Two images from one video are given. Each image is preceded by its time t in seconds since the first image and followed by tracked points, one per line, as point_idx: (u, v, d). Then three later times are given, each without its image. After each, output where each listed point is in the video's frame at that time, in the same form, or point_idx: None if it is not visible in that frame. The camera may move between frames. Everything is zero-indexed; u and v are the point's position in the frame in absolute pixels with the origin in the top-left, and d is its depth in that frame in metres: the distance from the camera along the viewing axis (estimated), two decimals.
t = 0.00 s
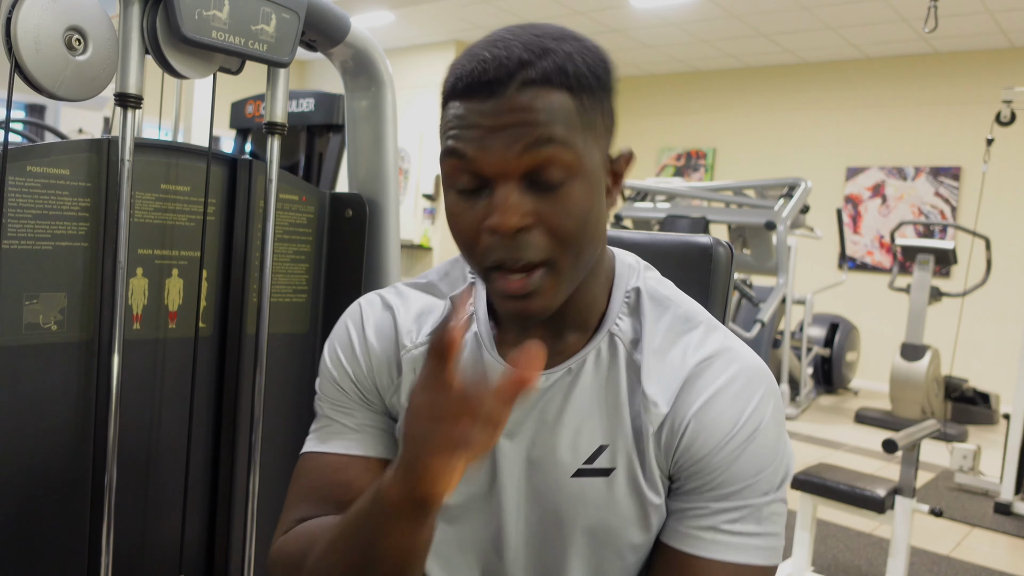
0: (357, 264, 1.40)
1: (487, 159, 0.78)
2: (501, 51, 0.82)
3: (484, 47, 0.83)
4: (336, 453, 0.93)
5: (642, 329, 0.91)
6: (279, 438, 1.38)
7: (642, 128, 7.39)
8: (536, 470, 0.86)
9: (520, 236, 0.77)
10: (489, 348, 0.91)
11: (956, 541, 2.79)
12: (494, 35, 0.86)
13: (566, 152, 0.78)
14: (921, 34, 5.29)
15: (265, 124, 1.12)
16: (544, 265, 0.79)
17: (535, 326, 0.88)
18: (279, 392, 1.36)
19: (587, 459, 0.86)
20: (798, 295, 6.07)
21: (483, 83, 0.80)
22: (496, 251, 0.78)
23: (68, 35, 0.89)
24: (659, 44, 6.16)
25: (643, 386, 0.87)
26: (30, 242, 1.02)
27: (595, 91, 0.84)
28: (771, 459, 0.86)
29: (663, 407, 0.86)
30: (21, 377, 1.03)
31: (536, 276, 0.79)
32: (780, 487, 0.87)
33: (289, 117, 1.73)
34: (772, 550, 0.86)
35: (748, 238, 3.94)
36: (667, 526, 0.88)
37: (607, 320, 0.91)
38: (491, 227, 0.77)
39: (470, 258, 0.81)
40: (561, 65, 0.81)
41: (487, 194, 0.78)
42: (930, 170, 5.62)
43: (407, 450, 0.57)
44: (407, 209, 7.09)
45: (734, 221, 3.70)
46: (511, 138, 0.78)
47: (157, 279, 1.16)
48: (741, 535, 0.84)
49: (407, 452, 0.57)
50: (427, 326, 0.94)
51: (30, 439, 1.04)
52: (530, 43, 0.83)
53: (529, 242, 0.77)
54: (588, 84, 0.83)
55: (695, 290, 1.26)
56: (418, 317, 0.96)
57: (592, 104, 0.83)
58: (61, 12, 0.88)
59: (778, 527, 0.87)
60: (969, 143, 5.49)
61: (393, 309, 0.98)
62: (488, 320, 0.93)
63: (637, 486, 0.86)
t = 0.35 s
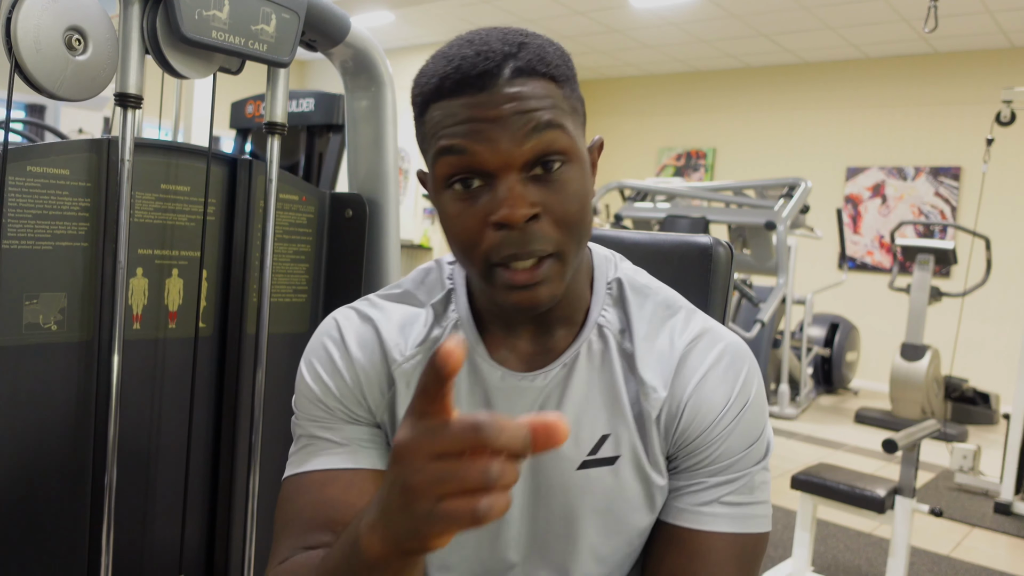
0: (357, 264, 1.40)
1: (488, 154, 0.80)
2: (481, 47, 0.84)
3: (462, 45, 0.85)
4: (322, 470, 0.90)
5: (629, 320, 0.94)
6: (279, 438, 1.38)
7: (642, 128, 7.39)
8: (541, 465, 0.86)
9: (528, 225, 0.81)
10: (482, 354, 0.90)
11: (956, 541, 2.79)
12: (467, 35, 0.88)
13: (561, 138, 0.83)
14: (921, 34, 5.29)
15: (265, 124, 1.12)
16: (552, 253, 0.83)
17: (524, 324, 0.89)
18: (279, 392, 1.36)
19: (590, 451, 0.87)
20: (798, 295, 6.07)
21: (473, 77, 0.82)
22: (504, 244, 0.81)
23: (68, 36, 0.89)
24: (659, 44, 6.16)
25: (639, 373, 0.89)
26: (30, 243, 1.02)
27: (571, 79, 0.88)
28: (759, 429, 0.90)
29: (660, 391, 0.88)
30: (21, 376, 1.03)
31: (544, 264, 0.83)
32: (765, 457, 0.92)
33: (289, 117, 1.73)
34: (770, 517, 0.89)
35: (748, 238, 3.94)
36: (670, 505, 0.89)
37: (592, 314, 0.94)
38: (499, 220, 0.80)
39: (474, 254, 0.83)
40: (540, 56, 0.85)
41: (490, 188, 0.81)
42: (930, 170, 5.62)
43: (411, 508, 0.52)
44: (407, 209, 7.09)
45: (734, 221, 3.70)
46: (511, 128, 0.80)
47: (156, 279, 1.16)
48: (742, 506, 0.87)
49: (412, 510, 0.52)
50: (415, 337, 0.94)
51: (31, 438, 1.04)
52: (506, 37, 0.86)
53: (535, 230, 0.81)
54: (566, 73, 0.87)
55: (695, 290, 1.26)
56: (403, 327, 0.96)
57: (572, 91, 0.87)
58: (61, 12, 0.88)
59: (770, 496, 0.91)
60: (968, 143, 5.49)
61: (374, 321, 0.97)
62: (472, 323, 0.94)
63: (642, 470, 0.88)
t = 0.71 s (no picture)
0: (357, 264, 1.40)
1: (461, 164, 0.80)
2: (457, 53, 0.82)
3: (440, 51, 0.84)
4: (314, 482, 0.93)
5: (622, 325, 0.93)
6: (279, 439, 1.38)
7: (642, 128, 7.39)
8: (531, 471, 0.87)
9: (505, 235, 0.80)
10: (472, 358, 0.92)
11: (956, 541, 2.79)
12: (447, 38, 0.87)
13: (538, 147, 0.81)
14: (921, 34, 5.29)
15: (265, 124, 1.12)
16: (533, 258, 0.83)
17: (515, 327, 0.91)
18: (279, 393, 1.37)
19: (580, 457, 0.87)
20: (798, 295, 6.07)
21: (447, 88, 0.80)
22: (481, 254, 0.81)
23: (68, 35, 0.89)
24: (659, 44, 6.16)
25: (629, 378, 0.88)
26: (30, 243, 1.02)
27: (553, 82, 0.86)
28: (756, 435, 0.88)
29: (651, 397, 0.87)
30: (21, 376, 1.03)
31: (524, 270, 0.83)
32: (766, 463, 0.89)
33: (289, 117, 1.73)
34: (767, 525, 0.87)
35: (748, 238, 3.94)
36: (662, 512, 0.89)
37: (586, 318, 0.94)
38: (474, 232, 0.81)
39: (453, 263, 0.84)
40: (519, 61, 0.83)
41: (467, 199, 0.82)
42: (930, 170, 5.62)
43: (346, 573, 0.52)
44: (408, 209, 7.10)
45: (734, 221, 3.70)
46: (485, 140, 0.80)
47: (157, 279, 1.16)
48: (734, 517, 0.85)
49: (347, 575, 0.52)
50: (403, 344, 0.95)
51: (30, 437, 1.04)
52: (485, 42, 0.84)
53: (512, 239, 0.81)
54: (547, 77, 0.85)
55: (694, 290, 1.26)
56: (393, 333, 0.97)
57: (553, 96, 0.85)
58: (61, 12, 0.88)
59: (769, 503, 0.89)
60: (968, 143, 5.50)
61: (363, 327, 0.98)
62: (463, 328, 0.95)
63: (631, 477, 0.87)
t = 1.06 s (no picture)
0: (358, 264, 1.40)
1: (489, 175, 0.73)
2: (545, 59, 0.75)
3: (532, 49, 0.77)
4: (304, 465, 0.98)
5: (641, 341, 0.87)
6: (279, 439, 1.38)
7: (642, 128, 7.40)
8: (533, 487, 0.83)
9: (500, 262, 0.73)
10: (482, 369, 0.88)
11: (956, 541, 2.79)
12: (550, 32, 0.79)
13: (568, 194, 0.72)
14: (921, 34, 5.29)
15: (266, 124, 1.12)
16: (517, 292, 0.75)
17: (528, 334, 0.87)
18: (279, 393, 1.37)
19: (583, 476, 0.82)
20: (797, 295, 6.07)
21: (518, 91, 0.73)
22: (474, 268, 0.75)
23: (68, 36, 0.90)
24: (659, 44, 6.16)
25: (642, 399, 0.82)
26: (30, 243, 1.02)
27: (631, 130, 0.77)
28: (778, 466, 0.81)
29: (663, 420, 0.81)
30: (21, 377, 1.03)
31: (504, 299, 0.75)
32: (787, 496, 0.82)
33: (289, 117, 1.73)
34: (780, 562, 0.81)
35: (748, 238, 3.95)
36: (669, 538, 0.84)
37: (604, 330, 0.88)
38: (473, 247, 0.74)
39: (455, 265, 0.78)
40: (601, 97, 0.74)
41: (483, 210, 0.75)
42: (930, 170, 5.63)
43: None
44: (407, 208, 7.10)
45: (735, 221, 3.70)
46: (521, 166, 0.72)
47: (157, 279, 1.16)
48: (744, 549, 0.80)
49: None
50: (410, 349, 0.92)
51: (31, 438, 1.04)
52: (580, 58, 0.75)
53: (506, 268, 0.74)
54: (627, 122, 0.76)
55: (695, 291, 1.26)
56: (400, 338, 0.94)
57: (623, 147, 0.76)
58: (62, 12, 0.88)
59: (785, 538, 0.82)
60: (968, 143, 5.50)
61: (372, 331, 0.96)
62: (471, 335, 0.92)
63: (635, 500, 0.82)
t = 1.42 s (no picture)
0: (358, 264, 1.40)
1: (431, 185, 0.79)
2: (471, 69, 0.80)
3: (468, 61, 0.82)
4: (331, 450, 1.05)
5: (659, 353, 0.86)
6: (280, 440, 1.38)
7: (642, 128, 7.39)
8: (541, 497, 0.84)
9: (449, 263, 0.79)
10: (496, 369, 0.90)
11: (956, 541, 2.79)
12: (493, 42, 0.84)
13: (497, 195, 0.76)
14: (921, 34, 5.29)
15: (266, 124, 1.12)
16: (472, 292, 0.80)
17: (541, 339, 0.87)
18: (279, 393, 1.37)
19: (591, 488, 0.82)
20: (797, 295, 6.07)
21: (448, 101, 0.80)
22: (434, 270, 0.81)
23: (68, 36, 0.89)
24: (659, 44, 6.16)
25: (654, 414, 0.82)
26: (29, 243, 1.02)
27: (565, 123, 0.78)
28: (797, 491, 0.78)
29: (673, 437, 0.80)
30: (21, 378, 1.03)
31: (461, 299, 0.81)
32: (807, 522, 0.79)
33: (289, 118, 1.73)
34: None
35: (748, 238, 3.95)
36: (681, 557, 0.83)
37: (620, 339, 0.88)
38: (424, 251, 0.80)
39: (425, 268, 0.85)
40: (519, 94, 0.77)
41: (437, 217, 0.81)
42: (930, 170, 5.62)
43: None
44: (407, 208, 7.11)
45: (734, 221, 3.70)
46: (454, 170, 0.77)
47: (157, 279, 1.16)
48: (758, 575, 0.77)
49: None
50: (431, 346, 0.96)
51: (32, 439, 1.04)
52: (505, 62, 0.79)
53: (457, 270, 0.79)
54: (556, 113, 0.78)
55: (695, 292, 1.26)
56: (424, 334, 0.98)
57: (555, 141, 0.77)
58: (61, 12, 0.88)
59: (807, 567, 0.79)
60: (968, 143, 5.50)
61: (396, 325, 1.00)
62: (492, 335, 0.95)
63: (643, 516, 0.82)
